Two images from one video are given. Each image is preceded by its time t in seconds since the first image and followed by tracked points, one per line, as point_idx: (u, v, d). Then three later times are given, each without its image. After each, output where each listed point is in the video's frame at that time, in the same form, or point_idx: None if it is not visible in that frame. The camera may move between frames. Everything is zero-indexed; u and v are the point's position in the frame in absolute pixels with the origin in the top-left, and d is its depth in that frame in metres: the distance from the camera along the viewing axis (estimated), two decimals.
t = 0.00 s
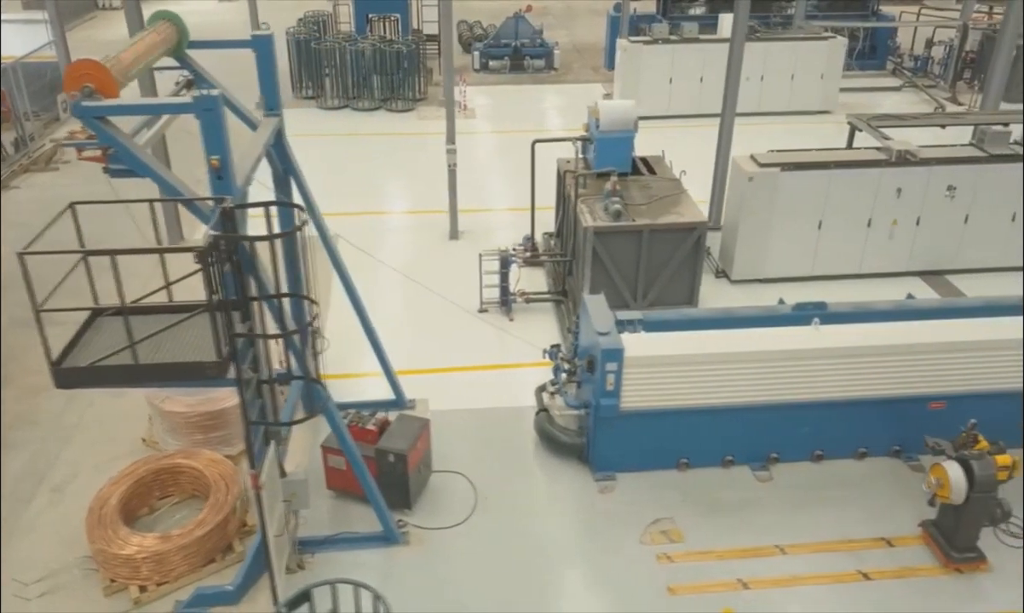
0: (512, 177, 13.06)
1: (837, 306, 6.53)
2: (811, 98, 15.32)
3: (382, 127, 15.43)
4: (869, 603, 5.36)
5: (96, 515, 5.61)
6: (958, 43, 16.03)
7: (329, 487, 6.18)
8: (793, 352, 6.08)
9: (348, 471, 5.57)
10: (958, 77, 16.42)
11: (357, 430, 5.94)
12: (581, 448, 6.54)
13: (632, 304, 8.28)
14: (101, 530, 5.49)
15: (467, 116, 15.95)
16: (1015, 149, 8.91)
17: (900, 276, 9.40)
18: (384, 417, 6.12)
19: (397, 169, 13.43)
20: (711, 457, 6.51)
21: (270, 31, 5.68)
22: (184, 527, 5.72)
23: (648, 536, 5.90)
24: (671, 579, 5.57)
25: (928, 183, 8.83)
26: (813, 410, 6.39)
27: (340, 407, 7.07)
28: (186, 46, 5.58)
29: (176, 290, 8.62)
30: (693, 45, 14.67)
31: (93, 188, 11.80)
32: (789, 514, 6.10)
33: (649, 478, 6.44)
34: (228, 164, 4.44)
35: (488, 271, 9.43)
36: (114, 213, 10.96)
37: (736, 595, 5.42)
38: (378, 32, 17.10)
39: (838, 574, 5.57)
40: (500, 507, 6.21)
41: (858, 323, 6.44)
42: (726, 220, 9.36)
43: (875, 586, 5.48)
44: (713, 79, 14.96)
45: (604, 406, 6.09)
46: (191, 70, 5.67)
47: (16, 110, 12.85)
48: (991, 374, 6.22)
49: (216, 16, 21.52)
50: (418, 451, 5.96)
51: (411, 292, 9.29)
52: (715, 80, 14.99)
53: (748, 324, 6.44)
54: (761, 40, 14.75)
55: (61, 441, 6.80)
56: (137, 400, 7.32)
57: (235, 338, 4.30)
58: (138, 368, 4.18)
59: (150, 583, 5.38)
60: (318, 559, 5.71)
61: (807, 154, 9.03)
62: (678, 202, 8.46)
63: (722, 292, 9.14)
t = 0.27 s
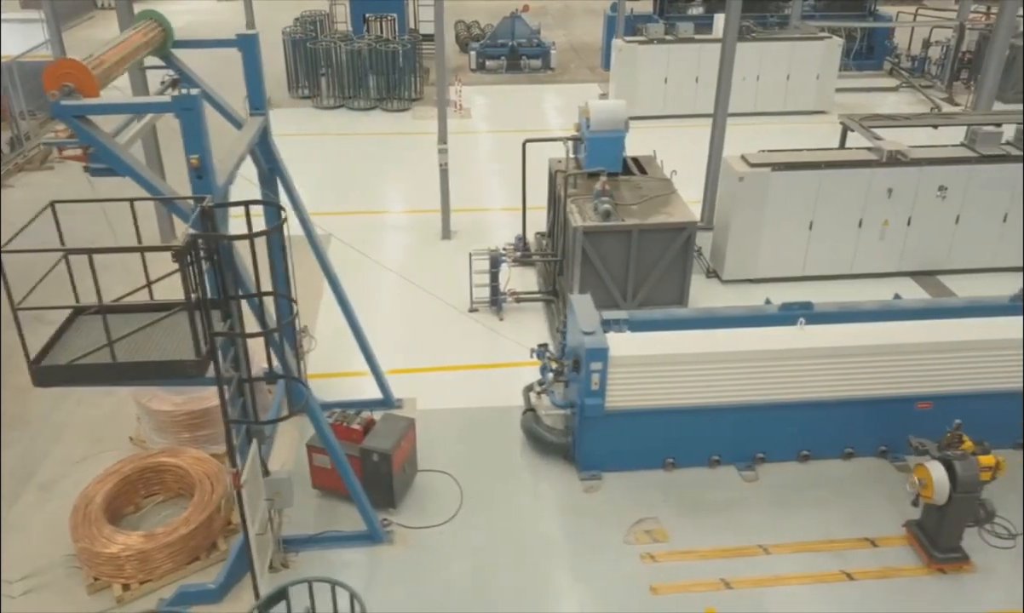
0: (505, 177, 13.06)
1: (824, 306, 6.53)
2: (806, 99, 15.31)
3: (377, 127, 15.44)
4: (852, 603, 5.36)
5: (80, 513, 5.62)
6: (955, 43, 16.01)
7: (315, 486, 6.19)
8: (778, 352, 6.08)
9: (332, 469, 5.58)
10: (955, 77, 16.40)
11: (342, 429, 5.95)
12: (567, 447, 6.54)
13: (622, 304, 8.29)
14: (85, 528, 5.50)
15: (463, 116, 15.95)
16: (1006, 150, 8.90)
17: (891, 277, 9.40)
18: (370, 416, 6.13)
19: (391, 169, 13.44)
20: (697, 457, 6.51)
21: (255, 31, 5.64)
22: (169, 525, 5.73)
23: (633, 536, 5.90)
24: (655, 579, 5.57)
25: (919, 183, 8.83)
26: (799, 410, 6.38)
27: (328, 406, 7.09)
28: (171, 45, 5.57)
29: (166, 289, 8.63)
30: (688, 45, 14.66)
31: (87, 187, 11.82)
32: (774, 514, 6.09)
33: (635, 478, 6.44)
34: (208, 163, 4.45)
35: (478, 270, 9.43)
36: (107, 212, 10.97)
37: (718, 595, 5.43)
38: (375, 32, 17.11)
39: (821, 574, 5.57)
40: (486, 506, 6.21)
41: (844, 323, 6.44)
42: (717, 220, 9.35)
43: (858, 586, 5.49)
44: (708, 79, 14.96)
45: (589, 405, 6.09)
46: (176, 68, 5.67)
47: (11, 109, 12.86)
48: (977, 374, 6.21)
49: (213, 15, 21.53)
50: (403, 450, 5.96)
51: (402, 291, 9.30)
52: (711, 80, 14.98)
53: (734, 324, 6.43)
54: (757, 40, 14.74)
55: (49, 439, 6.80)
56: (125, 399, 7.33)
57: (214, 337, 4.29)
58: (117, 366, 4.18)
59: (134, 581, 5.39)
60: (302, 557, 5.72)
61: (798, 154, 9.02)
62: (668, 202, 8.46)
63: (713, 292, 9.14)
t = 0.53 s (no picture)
0: (500, 177, 13.07)
1: (810, 306, 6.52)
2: (802, 99, 15.30)
3: (373, 126, 15.45)
4: (834, 603, 5.35)
5: (63, 512, 5.63)
6: (952, 43, 15.99)
7: (300, 485, 6.20)
8: (762, 351, 6.08)
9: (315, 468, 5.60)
10: (952, 77, 16.37)
11: (326, 428, 5.96)
12: (553, 447, 6.54)
13: (611, 303, 8.29)
14: (68, 526, 5.51)
15: (459, 116, 15.95)
16: (997, 150, 8.84)
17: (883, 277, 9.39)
18: (355, 415, 6.14)
19: (386, 169, 13.45)
20: (683, 457, 6.51)
21: (240, 30, 5.63)
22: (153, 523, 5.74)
23: (617, 535, 5.90)
24: (637, 578, 5.57)
25: (910, 183, 8.82)
26: (785, 410, 6.38)
27: (315, 404, 7.10)
28: (155, 44, 5.56)
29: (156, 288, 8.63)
30: (684, 45, 14.65)
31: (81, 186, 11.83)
32: (758, 514, 6.09)
33: (620, 477, 6.44)
34: (188, 162, 4.45)
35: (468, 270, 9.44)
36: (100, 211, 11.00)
37: (701, 594, 5.42)
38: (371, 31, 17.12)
39: (804, 574, 5.57)
40: (471, 505, 6.22)
41: (829, 323, 6.43)
42: (708, 220, 9.35)
43: (840, 586, 5.49)
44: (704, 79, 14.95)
45: (573, 405, 6.09)
46: (161, 67, 5.66)
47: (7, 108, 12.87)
48: (963, 374, 6.21)
49: (211, 15, 21.56)
50: (387, 449, 5.97)
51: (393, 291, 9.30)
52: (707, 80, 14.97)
53: (720, 324, 6.43)
54: (753, 40, 14.73)
55: (36, 438, 6.81)
56: (114, 397, 7.34)
57: (193, 335, 4.30)
58: (95, 364, 4.18)
59: (116, 579, 5.40)
60: (285, 555, 5.73)
61: (789, 154, 9.01)
62: (657, 202, 8.46)
63: (704, 292, 9.14)
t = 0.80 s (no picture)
0: (495, 176, 13.07)
1: (796, 306, 6.51)
2: (799, 99, 15.28)
3: (370, 126, 15.48)
4: (817, 603, 5.35)
5: (48, 509, 5.65)
6: (950, 43, 15.96)
7: (286, 483, 6.22)
8: (747, 351, 6.08)
9: (299, 466, 5.61)
10: (950, 78, 16.34)
11: (311, 426, 5.97)
12: (539, 445, 6.55)
13: (601, 303, 8.29)
14: (53, 523, 5.52)
15: (457, 115, 15.96)
16: (991, 150, 8.70)
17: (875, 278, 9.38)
18: (340, 413, 6.15)
19: (381, 168, 13.47)
20: (669, 456, 6.51)
21: (225, 28, 5.64)
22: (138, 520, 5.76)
23: (601, 535, 5.90)
24: (620, 578, 5.57)
25: (902, 184, 8.82)
26: (771, 410, 6.38)
27: (302, 403, 7.12)
28: (141, 43, 5.56)
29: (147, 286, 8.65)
30: (680, 45, 14.64)
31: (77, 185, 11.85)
32: (743, 514, 6.09)
33: (606, 477, 6.44)
34: (168, 160, 4.45)
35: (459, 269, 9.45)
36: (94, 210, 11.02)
37: (683, 594, 5.42)
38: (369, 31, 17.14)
39: (788, 574, 5.56)
40: (456, 504, 6.22)
41: (815, 323, 6.43)
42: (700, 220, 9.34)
43: (823, 586, 5.48)
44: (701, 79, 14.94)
45: (559, 404, 6.10)
46: (147, 66, 5.66)
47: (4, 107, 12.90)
48: (949, 374, 6.20)
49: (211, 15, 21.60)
50: (372, 447, 5.98)
51: (385, 290, 9.32)
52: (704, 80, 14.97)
53: (705, 324, 6.43)
54: (749, 40, 14.72)
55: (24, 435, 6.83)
56: (103, 395, 7.36)
57: (172, 333, 4.30)
58: (74, 362, 4.18)
59: (100, 577, 5.42)
60: (269, 553, 5.75)
61: (781, 154, 9.00)
62: (647, 202, 8.46)
63: (695, 292, 9.13)
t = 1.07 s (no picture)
0: (491, 175, 13.09)
1: (784, 306, 6.51)
2: (798, 99, 15.26)
3: (368, 125, 15.50)
4: (801, 603, 5.34)
5: (35, 505, 5.67)
6: (949, 44, 15.93)
7: (274, 481, 6.24)
8: (734, 350, 6.07)
9: (284, 463, 5.62)
10: (949, 78, 16.31)
11: (297, 423, 5.98)
12: (526, 444, 6.55)
13: (593, 302, 8.30)
14: (39, 519, 5.55)
15: (455, 115, 15.98)
16: (983, 151, 8.79)
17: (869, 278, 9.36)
18: (327, 411, 6.16)
19: (378, 167, 13.49)
20: (656, 456, 6.50)
21: (212, 27, 5.67)
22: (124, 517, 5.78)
23: (586, 533, 5.90)
24: (605, 576, 5.57)
25: (895, 184, 8.80)
26: (759, 410, 6.36)
27: (292, 401, 7.14)
28: (128, 41, 5.57)
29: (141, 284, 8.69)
30: (678, 44, 14.64)
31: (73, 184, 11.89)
32: (730, 514, 6.08)
33: (593, 475, 6.44)
34: (150, 158, 4.45)
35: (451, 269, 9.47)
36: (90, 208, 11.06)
37: (667, 593, 5.42)
38: (368, 31, 17.18)
39: (772, 574, 5.56)
40: (442, 502, 6.23)
41: (803, 323, 6.43)
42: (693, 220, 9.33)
43: (807, 586, 5.47)
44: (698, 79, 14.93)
45: (545, 402, 6.11)
46: (134, 65, 5.67)
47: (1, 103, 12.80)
48: (936, 375, 6.19)
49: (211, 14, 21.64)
50: (358, 445, 5.98)
51: (378, 289, 9.33)
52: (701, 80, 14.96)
53: (693, 323, 6.43)
54: (747, 40, 14.71)
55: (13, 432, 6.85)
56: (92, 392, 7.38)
57: (153, 329, 4.30)
58: (54, 358, 4.18)
59: (86, 573, 5.44)
60: (255, 551, 5.76)
61: (774, 154, 8.99)
62: (638, 202, 8.47)
63: (688, 292, 9.12)
